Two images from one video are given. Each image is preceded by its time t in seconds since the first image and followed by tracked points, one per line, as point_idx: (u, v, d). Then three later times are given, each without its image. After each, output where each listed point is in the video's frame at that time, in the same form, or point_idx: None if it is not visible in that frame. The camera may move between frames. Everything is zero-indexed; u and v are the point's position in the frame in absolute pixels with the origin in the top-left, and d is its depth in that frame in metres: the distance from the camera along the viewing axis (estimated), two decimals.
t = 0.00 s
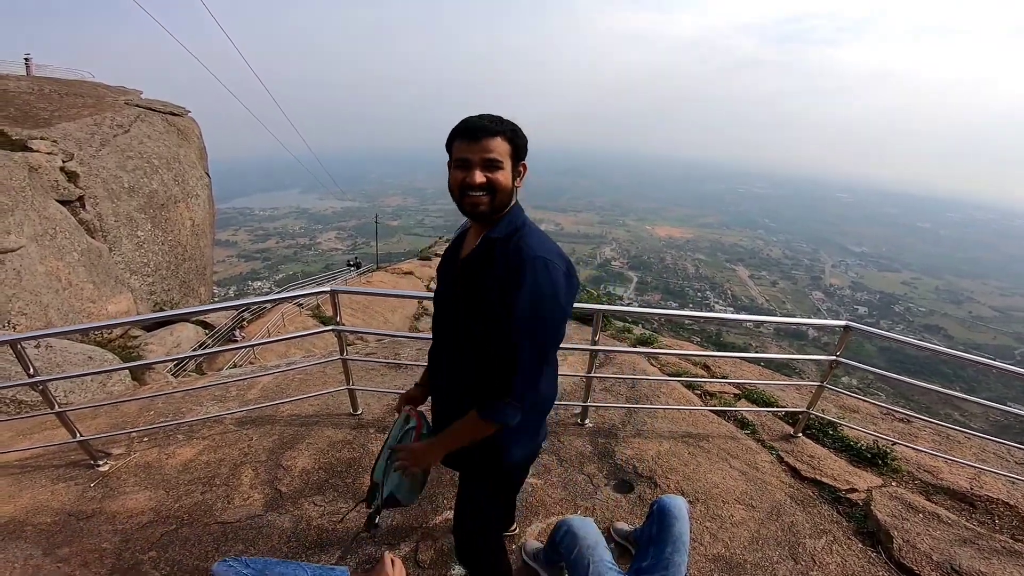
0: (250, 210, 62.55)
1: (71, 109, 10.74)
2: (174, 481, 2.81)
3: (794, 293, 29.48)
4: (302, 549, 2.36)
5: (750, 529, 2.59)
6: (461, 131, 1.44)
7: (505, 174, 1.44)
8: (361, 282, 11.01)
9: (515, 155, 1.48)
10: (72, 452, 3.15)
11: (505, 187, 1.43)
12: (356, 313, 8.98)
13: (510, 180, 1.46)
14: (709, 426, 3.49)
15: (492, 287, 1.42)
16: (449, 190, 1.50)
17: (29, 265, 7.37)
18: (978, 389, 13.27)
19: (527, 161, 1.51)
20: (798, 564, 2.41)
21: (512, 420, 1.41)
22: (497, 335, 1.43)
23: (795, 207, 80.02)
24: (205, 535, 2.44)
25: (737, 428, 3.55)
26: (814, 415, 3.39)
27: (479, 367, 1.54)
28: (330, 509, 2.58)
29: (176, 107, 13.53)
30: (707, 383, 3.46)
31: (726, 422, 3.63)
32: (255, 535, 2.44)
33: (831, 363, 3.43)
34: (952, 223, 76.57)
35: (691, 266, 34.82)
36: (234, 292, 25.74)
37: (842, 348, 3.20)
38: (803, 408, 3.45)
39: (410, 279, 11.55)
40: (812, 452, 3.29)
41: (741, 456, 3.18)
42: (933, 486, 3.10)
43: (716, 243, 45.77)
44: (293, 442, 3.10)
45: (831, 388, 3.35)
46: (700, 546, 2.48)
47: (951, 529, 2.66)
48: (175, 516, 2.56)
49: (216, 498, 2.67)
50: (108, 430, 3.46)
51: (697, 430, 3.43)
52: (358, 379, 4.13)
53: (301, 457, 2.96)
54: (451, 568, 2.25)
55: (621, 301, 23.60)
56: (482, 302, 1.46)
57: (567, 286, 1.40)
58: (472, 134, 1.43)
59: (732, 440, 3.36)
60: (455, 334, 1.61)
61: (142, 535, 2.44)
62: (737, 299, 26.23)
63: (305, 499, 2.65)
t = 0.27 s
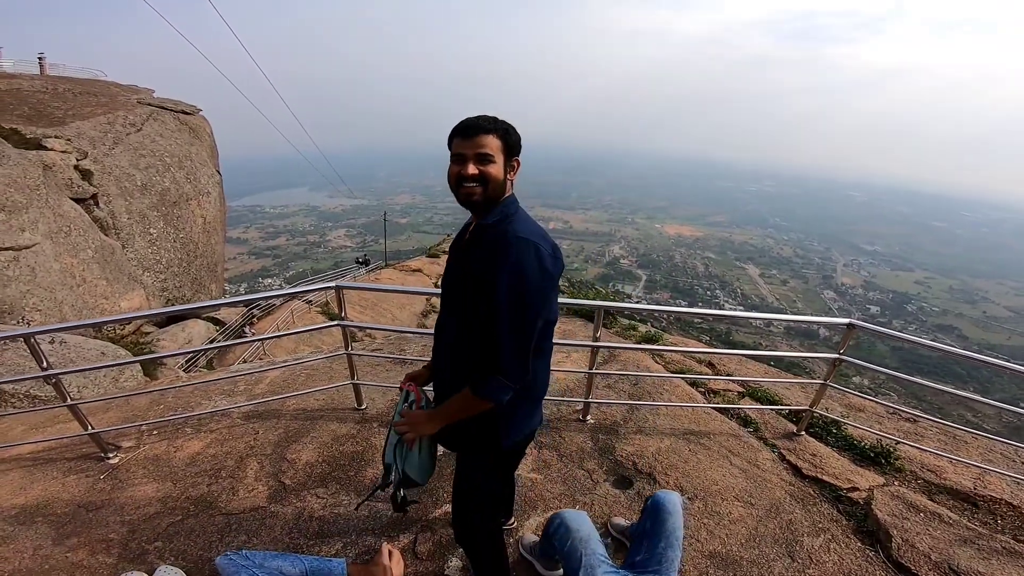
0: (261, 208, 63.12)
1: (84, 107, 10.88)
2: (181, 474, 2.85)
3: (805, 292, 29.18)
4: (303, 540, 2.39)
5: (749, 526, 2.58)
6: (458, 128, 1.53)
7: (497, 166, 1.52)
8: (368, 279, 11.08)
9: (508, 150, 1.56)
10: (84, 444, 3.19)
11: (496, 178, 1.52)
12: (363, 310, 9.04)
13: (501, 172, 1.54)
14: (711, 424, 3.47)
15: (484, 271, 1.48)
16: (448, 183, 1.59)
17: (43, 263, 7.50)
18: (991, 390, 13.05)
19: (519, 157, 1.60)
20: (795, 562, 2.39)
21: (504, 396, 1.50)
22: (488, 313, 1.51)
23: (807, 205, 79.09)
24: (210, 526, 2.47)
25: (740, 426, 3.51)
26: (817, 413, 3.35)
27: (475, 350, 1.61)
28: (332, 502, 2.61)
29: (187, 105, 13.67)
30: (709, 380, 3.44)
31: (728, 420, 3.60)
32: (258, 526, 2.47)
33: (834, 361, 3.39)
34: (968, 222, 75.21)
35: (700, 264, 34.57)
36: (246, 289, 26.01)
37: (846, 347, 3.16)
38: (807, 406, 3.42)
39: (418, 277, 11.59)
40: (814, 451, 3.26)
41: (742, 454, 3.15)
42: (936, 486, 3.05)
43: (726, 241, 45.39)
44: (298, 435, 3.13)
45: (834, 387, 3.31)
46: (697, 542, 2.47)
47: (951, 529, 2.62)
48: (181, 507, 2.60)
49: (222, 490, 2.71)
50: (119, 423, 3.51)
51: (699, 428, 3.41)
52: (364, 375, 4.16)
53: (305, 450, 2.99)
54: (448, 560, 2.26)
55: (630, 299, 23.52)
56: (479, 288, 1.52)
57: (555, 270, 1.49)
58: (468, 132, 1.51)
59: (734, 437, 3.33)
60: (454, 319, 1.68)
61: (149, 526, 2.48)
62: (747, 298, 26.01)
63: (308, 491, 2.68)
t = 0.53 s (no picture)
0: (274, 207, 63.80)
1: (100, 106, 11.07)
2: (189, 459, 2.89)
3: (818, 292, 28.80)
4: (301, 523, 2.42)
5: (737, 517, 2.56)
6: (437, 126, 1.54)
7: (477, 160, 1.54)
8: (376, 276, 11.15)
9: (487, 143, 1.57)
10: (97, 432, 3.26)
11: (477, 173, 1.54)
12: (371, 306, 9.10)
13: (482, 166, 1.55)
14: (708, 417, 3.43)
15: (467, 262, 1.52)
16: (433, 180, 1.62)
17: (60, 259, 7.66)
18: (1009, 391, 12.76)
19: (499, 150, 1.60)
20: (782, 553, 2.37)
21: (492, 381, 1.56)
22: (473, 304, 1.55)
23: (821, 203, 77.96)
24: (213, 509, 2.51)
25: (737, 419, 3.47)
26: (814, 407, 3.31)
27: (464, 335, 1.66)
28: (331, 487, 2.64)
29: (201, 104, 13.86)
30: (706, 373, 3.41)
31: (726, 413, 3.56)
32: (260, 509, 2.51)
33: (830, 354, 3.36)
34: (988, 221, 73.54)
35: (711, 263, 34.30)
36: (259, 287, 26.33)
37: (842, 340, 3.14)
38: (804, 400, 3.36)
39: (425, 273, 11.64)
40: (811, 444, 3.21)
41: (736, 447, 3.12)
42: (932, 481, 2.98)
43: (737, 240, 44.97)
44: (302, 424, 3.17)
45: (831, 381, 3.27)
46: (685, 530, 2.46)
47: (943, 524, 2.57)
48: (187, 491, 2.65)
49: (226, 475, 2.75)
50: (131, 412, 3.58)
51: (695, 421, 3.37)
52: (367, 367, 4.19)
53: (308, 438, 3.02)
54: (440, 543, 2.31)
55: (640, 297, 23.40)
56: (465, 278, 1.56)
57: (532, 255, 1.52)
58: (446, 129, 1.52)
59: (729, 431, 3.29)
60: (444, 306, 1.74)
61: (156, 509, 2.53)
62: (758, 297, 25.75)
63: (309, 476, 2.72)
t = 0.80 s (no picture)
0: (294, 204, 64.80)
1: (125, 105, 11.36)
2: (202, 446, 2.97)
3: (839, 292, 28.16)
4: (301, 509, 2.48)
5: (728, 513, 2.53)
6: (428, 135, 1.54)
7: (469, 167, 1.56)
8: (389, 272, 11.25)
9: (477, 150, 1.58)
10: (117, 421, 3.37)
11: (470, 180, 1.56)
12: (384, 302, 9.20)
13: (474, 172, 1.57)
14: (710, 415, 3.38)
15: (462, 267, 1.55)
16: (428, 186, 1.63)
17: (87, 255, 7.91)
18: None
19: (490, 156, 1.62)
20: (771, 550, 2.34)
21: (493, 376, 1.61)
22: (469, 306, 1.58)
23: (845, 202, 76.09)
24: (221, 494, 2.59)
25: (739, 418, 3.40)
26: (817, 406, 3.23)
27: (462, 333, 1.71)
28: (333, 474, 2.70)
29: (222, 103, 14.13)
30: (709, 369, 3.35)
31: (728, 412, 3.50)
32: (265, 494, 2.58)
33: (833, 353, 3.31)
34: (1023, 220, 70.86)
35: (730, 262, 33.80)
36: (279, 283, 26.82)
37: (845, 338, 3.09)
38: (806, 399, 3.29)
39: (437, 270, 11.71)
40: (812, 444, 3.14)
41: (735, 444, 3.07)
42: (933, 483, 2.90)
43: (757, 240, 44.22)
44: (310, 414, 3.22)
45: (833, 380, 3.20)
46: (674, 525, 2.45)
47: (937, 526, 2.51)
48: (198, 476, 2.73)
49: (236, 462, 2.82)
50: (150, 401, 3.69)
51: (695, 418, 3.32)
52: (374, 360, 4.24)
53: (315, 427, 3.08)
54: (433, 529, 2.36)
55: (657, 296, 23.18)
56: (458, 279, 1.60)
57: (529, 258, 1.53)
58: (437, 138, 1.53)
59: (729, 429, 3.24)
60: (441, 305, 1.78)
61: (168, 493, 2.62)
62: (778, 297, 25.29)
63: (313, 464, 2.77)
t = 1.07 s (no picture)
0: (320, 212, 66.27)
1: (159, 112, 11.81)
2: (213, 445, 3.04)
3: (869, 305, 27.29)
4: (300, 508, 2.52)
5: (726, 526, 2.46)
6: (440, 153, 1.52)
7: (480, 186, 1.56)
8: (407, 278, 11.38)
9: (487, 167, 1.59)
10: (135, 418, 3.47)
11: (482, 198, 1.57)
12: (401, 308, 9.31)
13: (484, 189, 1.58)
14: (717, 427, 3.29)
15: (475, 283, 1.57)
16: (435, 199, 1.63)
17: (119, 258, 8.23)
18: None
19: (498, 171, 1.63)
20: (767, 565, 2.27)
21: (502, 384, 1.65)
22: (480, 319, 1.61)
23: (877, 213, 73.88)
24: (226, 490, 2.65)
25: (747, 430, 3.30)
26: (828, 419, 3.11)
27: (466, 339, 1.74)
28: (335, 474, 2.74)
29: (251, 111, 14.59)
30: (720, 381, 3.29)
31: (737, 424, 3.40)
32: (267, 492, 2.63)
33: (845, 366, 3.20)
34: None
35: (754, 274, 33.14)
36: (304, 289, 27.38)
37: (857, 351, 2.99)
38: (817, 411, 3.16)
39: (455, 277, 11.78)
40: (821, 458, 3.03)
41: (740, 457, 2.99)
42: (944, 498, 2.77)
43: (783, 251, 43.25)
44: (319, 416, 3.27)
45: (845, 392, 3.08)
46: (669, 536, 2.40)
47: (943, 543, 2.41)
48: (206, 473, 2.79)
49: (243, 461, 2.88)
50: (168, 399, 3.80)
51: (701, 430, 3.24)
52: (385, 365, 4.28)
53: (322, 429, 3.12)
54: (427, 531, 2.37)
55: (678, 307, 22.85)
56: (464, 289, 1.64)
57: (536, 274, 1.60)
58: (448, 159, 1.51)
59: (735, 441, 3.15)
60: (442, 310, 1.80)
61: (176, 488, 2.69)
62: (804, 310, 24.65)
63: (317, 464, 2.82)
